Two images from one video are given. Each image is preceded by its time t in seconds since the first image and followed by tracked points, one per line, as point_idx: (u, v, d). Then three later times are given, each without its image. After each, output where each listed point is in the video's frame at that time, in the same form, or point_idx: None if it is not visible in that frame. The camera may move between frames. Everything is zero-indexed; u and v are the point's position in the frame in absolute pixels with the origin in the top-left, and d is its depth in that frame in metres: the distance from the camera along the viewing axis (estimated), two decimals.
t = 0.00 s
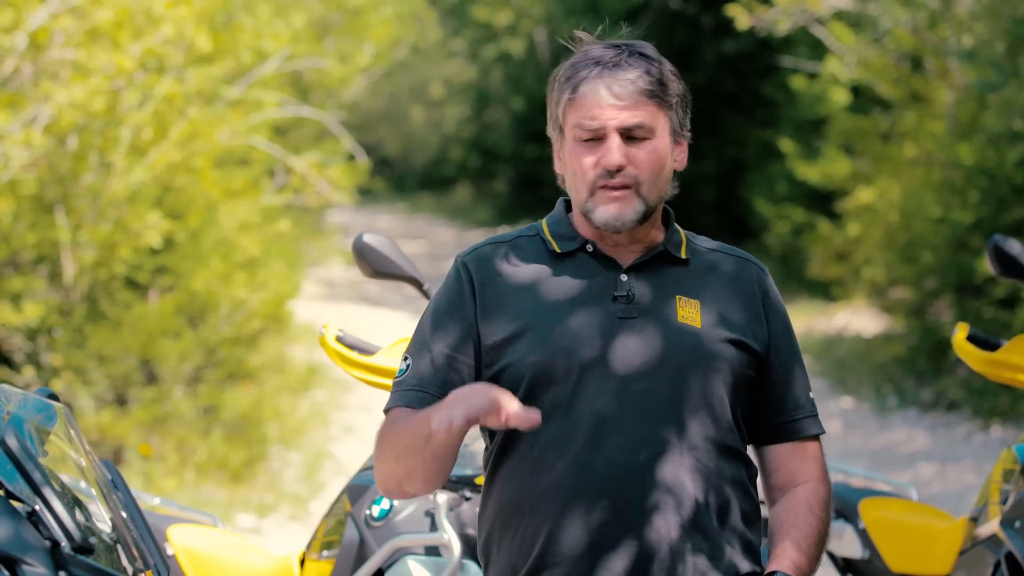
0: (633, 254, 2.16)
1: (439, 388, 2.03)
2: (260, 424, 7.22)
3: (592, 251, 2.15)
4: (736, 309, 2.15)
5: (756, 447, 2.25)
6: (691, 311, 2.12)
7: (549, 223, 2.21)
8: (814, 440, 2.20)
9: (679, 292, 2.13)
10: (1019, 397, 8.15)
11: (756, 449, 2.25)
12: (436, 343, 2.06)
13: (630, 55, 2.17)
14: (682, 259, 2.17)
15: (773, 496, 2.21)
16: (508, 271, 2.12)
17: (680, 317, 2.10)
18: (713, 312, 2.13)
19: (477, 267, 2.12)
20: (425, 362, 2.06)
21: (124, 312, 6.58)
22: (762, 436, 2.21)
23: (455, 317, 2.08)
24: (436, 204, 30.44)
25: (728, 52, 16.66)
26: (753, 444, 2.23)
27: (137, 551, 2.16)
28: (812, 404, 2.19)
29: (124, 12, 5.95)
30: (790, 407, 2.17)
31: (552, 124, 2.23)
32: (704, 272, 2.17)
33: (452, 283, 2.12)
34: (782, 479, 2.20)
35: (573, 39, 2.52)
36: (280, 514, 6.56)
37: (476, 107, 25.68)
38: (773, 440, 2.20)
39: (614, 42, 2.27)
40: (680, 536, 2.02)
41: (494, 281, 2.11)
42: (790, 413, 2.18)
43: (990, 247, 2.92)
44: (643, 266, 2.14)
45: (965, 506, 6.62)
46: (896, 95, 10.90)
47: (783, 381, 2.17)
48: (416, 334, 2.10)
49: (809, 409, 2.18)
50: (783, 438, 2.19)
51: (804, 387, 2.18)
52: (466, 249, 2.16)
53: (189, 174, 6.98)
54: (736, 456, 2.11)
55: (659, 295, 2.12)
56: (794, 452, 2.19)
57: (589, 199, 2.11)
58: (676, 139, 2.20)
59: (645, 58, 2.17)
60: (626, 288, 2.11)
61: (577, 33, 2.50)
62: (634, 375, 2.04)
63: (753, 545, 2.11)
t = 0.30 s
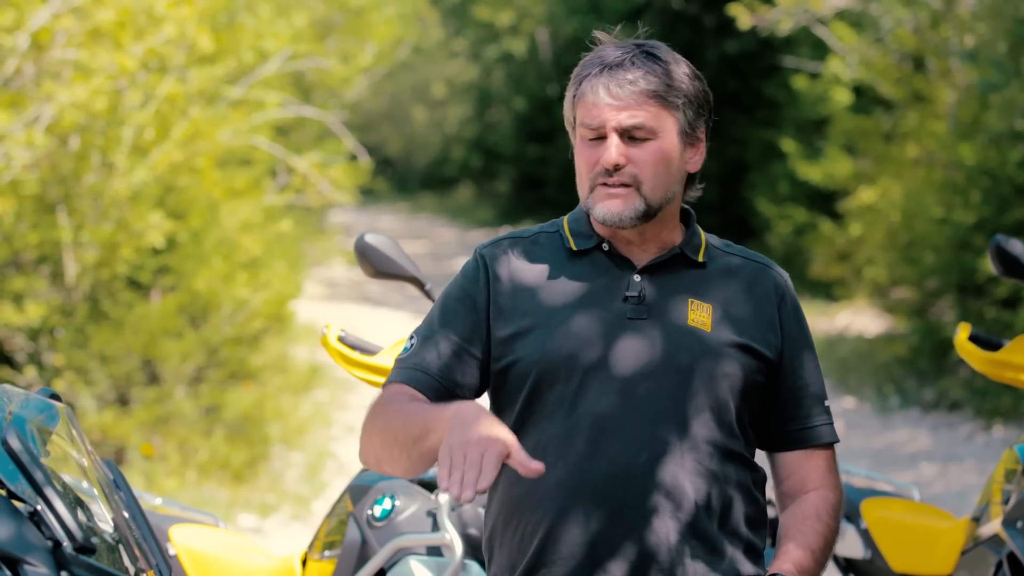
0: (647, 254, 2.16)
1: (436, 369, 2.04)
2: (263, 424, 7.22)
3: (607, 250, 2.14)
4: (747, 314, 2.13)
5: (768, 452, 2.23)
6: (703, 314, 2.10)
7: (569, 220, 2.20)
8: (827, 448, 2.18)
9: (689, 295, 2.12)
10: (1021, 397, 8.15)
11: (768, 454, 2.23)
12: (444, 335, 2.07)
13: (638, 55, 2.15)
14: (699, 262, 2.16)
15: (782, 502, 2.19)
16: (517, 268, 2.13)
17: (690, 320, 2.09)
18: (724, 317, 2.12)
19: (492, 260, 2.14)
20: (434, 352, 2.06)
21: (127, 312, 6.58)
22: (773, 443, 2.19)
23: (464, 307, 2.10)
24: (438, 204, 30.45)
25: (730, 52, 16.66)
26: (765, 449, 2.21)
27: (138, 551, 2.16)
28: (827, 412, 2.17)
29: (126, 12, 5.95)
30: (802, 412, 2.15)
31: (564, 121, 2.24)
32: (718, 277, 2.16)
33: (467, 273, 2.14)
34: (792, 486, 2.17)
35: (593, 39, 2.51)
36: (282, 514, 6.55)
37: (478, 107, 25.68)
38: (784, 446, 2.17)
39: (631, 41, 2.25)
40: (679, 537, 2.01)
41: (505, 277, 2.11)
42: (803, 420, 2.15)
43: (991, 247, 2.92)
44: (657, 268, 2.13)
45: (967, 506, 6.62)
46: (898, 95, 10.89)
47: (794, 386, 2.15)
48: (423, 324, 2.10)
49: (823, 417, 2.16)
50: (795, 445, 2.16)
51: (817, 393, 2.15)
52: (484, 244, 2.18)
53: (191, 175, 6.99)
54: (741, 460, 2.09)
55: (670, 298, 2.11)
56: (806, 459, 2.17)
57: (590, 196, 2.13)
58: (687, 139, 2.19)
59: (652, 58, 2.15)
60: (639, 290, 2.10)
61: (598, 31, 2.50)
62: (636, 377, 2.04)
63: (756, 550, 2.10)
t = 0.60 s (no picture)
0: (650, 251, 2.14)
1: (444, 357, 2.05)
2: (263, 423, 7.22)
3: (609, 249, 2.13)
4: (751, 309, 2.11)
5: (778, 448, 2.21)
6: (704, 311, 2.09)
7: (572, 220, 2.20)
8: (835, 441, 2.15)
9: (692, 291, 2.11)
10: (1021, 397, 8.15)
11: (777, 450, 2.20)
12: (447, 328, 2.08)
13: (641, 49, 2.16)
14: (701, 258, 2.14)
15: (792, 496, 2.17)
16: (525, 267, 2.13)
17: (692, 317, 2.08)
18: (727, 312, 2.10)
19: (496, 258, 2.15)
20: (438, 343, 2.07)
21: (127, 312, 6.58)
22: (781, 439, 2.16)
23: (466, 298, 2.12)
24: (438, 204, 30.45)
25: (730, 52, 16.66)
26: (773, 445, 2.19)
27: (138, 551, 2.16)
28: (834, 404, 2.13)
29: (126, 12, 5.94)
30: (808, 406, 2.12)
31: (568, 124, 2.23)
32: (720, 273, 2.14)
33: (471, 271, 2.16)
34: (800, 480, 2.15)
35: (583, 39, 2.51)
36: (282, 514, 6.55)
37: (478, 107, 25.68)
38: (791, 442, 2.15)
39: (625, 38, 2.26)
40: (680, 536, 2.00)
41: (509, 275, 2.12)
42: (808, 414, 2.12)
43: (992, 247, 2.91)
44: (659, 264, 2.13)
45: (967, 506, 6.62)
46: (898, 95, 10.88)
47: (799, 381, 2.12)
48: (429, 319, 2.12)
49: (828, 411, 2.13)
50: (801, 439, 2.14)
51: (821, 385, 2.12)
52: (487, 243, 2.20)
53: (191, 174, 6.99)
54: (745, 457, 2.07)
55: (671, 295, 2.10)
56: (814, 454, 2.14)
57: (610, 193, 2.12)
58: (695, 130, 2.19)
59: (656, 50, 2.17)
60: (640, 287, 2.09)
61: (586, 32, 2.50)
62: (636, 378, 2.03)
63: (763, 547, 2.08)
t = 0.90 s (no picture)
0: (652, 249, 2.15)
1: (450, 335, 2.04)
2: (263, 424, 7.22)
3: (611, 248, 2.13)
4: (752, 306, 2.10)
5: (783, 446, 2.20)
6: (708, 308, 2.09)
7: (573, 223, 2.20)
8: (838, 437, 2.14)
9: (696, 288, 2.11)
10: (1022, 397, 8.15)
11: (783, 448, 2.20)
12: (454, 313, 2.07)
13: (624, 50, 2.15)
14: (702, 255, 2.14)
15: (798, 494, 2.16)
16: (527, 269, 2.14)
17: (695, 315, 2.07)
18: (731, 309, 2.10)
19: (499, 256, 2.16)
20: (449, 319, 2.06)
21: (127, 312, 6.58)
22: (786, 436, 2.16)
23: (476, 288, 2.12)
24: (439, 204, 30.45)
25: (730, 52, 16.66)
26: (777, 443, 2.18)
27: (139, 551, 2.16)
28: (836, 400, 2.12)
29: (126, 12, 5.94)
30: (810, 402, 2.12)
31: (559, 131, 2.22)
32: (724, 269, 2.14)
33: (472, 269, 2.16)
34: (806, 478, 2.14)
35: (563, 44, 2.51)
36: (283, 514, 6.54)
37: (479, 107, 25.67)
38: (796, 439, 2.14)
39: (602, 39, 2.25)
40: (680, 534, 1.99)
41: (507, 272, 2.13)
42: (809, 411, 2.12)
43: (992, 246, 2.90)
44: (662, 261, 2.13)
45: (967, 506, 6.63)
46: (899, 95, 10.88)
47: (801, 380, 2.12)
48: (433, 292, 2.11)
49: (830, 408, 2.12)
50: (803, 436, 2.13)
51: (823, 382, 2.12)
52: (489, 243, 2.20)
53: (192, 174, 6.98)
54: (749, 452, 2.06)
55: (674, 294, 2.10)
56: (818, 450, 2.14)
57: (613, 198, 2.12)
58: (685, 122, 2.21)
59: (640, 49, 2.17)
60: (642, 285, 2.10)
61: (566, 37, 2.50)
62: (637, 379, 2.03)
63: (770, 543, 2.06)
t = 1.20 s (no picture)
0: (655, 252, 2.14)
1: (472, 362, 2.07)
2: (263, 424, 7.23)
3: (614, 250, 2.12)
4: (750, 311, 2.10)
5: (777, 450, 2.20)
6: (711, 310, 2.08)
7: (573, 224, 2.19)
8: (832, 443, 2.15)
9: (698, 291, 2.10)
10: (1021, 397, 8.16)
11: (777, 452, 2.20)
12: (450, 332, 2.10)
13: (638, 52, 2.15)
14: (702, 258, 2.13)
15: (791, 498, 2.16)
16: (526, 268, 2.12)
17: (699, 317, 2.07)
18: (732, 313, 2.09)
19: (499, 258, 2.13)
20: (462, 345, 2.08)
21: (127, 312, 6.58)
22: (781, 440, 2.16)
23: (479, 297, 2.11)
24: (439, 204, 30.46)
25: (730, 52, 16.66)
26: (772, 447, 2.18)
27: (138, 551, 2.16)
28: (831, 407, 2.14)
29: (126, 12, 5.93)
30: (806, 408, 2.13)
31: (566, 128, 2.21)
32: (725, 274, 2.13)
33: (478, 272, 2.14)
34: (800, 482, 2.15)
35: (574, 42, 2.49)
36: (283, 514, 6.54)
37: (479, 107, 25.68)
38: (791, 443, 2.15)
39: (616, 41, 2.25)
40: (680, 535, 1.98)
41: (511, 274, 2.11)
42: (806, 417, 2.13)
43: (993, 245, 2.90)
44: (664, 265, 2.12)
45: (967, 505, 6.63)
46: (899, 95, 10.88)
47: (799, 385, 2.13)
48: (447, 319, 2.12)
49: (825, 414, 2.13)
50: (798, 442, 2.14)
51: (818, 388, 2.13)
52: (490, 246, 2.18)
53: (192, 175, 6.98)
54: (749, 453, 2.06)
55: (678, 297, 2.09)
56: (813, 455, 2.14)
57: (616, 196, 2.11)
58: (694, 128, 2.20)
59: (655, 51, 2.16)
60: (647, 287, 2.08)
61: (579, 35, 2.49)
62: (639, 380, 2.02)
63: (769, 544, 2.07)
